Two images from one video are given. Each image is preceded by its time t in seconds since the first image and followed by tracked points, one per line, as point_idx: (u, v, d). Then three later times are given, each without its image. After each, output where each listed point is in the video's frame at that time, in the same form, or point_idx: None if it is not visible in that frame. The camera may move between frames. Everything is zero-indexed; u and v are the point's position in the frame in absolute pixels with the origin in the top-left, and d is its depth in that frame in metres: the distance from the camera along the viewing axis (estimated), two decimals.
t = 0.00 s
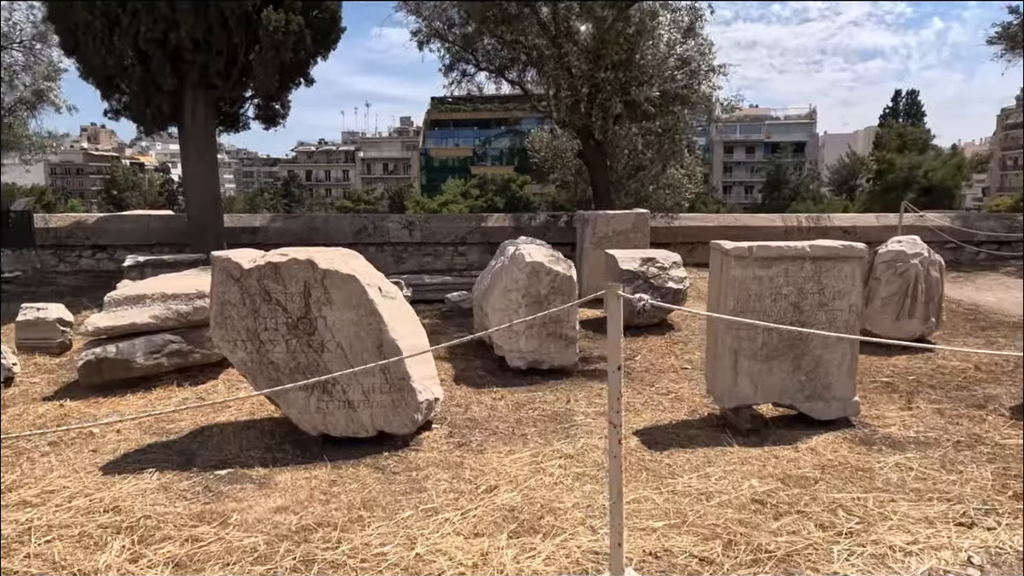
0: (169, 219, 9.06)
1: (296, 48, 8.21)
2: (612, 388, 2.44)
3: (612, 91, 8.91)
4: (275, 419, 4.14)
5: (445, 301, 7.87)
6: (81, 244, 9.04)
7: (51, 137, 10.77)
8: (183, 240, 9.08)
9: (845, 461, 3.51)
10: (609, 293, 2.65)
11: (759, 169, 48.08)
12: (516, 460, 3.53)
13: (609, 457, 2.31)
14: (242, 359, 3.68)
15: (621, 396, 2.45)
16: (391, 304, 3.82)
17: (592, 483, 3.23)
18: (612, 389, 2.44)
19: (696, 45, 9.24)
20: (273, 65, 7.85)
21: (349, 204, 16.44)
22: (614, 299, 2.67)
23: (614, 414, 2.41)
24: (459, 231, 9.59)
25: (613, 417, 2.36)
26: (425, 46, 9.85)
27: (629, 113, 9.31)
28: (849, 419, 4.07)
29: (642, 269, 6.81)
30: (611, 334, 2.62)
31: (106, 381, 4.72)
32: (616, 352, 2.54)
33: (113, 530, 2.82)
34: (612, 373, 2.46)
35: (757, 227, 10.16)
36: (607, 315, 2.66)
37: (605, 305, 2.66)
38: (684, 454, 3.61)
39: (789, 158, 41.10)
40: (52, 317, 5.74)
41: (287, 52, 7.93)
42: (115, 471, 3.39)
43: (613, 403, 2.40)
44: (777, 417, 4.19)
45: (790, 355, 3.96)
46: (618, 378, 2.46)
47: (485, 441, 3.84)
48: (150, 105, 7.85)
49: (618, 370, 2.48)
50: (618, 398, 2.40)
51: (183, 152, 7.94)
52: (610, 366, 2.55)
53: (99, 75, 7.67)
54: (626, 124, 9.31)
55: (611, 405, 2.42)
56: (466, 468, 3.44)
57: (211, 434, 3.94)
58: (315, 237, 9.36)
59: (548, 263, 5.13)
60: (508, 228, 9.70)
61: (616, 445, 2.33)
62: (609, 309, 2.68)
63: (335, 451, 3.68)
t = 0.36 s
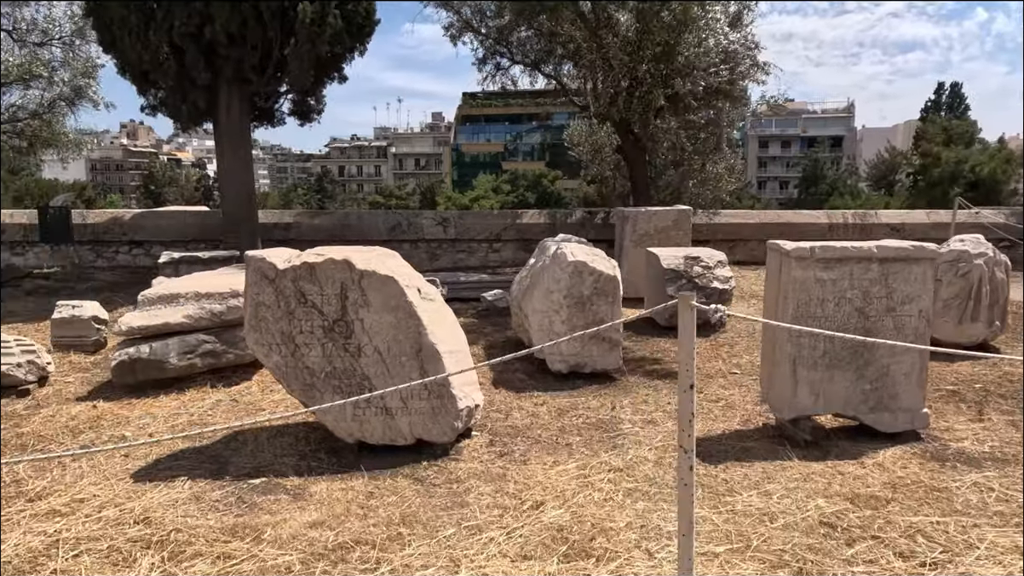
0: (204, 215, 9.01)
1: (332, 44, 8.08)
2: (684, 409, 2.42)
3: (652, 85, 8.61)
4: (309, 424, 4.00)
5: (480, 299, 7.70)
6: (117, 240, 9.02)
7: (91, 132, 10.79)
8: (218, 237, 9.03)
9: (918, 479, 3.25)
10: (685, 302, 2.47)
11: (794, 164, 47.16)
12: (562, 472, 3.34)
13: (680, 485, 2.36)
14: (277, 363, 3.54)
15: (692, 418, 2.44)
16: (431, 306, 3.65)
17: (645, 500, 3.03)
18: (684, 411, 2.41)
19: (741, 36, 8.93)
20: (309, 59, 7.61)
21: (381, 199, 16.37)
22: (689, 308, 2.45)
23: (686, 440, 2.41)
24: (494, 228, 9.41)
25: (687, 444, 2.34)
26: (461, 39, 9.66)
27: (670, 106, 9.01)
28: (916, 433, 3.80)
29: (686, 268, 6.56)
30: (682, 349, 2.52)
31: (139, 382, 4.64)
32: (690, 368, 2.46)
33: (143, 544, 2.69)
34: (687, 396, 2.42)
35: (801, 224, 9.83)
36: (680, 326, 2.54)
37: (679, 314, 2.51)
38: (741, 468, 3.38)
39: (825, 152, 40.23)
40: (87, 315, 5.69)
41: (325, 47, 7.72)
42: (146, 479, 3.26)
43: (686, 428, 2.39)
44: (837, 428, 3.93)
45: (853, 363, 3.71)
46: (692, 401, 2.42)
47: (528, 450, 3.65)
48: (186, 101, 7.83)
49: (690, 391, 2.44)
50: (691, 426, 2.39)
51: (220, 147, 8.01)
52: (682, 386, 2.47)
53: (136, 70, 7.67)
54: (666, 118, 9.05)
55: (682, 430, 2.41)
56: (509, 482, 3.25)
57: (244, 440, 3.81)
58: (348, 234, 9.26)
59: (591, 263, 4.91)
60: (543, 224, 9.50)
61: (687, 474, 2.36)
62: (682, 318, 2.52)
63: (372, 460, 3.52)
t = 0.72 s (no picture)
0: (242, 208, 8.93)
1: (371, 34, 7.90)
2: (775, 432, 2.29)
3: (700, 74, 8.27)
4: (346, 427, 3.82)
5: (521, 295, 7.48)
6: (157, 233, 8.99)
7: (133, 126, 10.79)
8: (256, 230, 8.94)
9: (1010, 501, 2.94)
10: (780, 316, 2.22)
11: (838, 156, 45.93)
12: (615, 486, 3.10)
13: (770, 520, 2.28)
14: (312, 364, 3.37)
15: (783, 439, 2.31)
16: (475, 305, 3.43)
17: (707, 519, 2.79)
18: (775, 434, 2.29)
19: (795, 22, 8.52)
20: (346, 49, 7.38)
21: (418, 192, 16.24)
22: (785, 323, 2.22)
23: (776, 469, 2.30)
24: (534, 221, 9.17)
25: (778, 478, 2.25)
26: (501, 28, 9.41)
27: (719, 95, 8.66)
28: (1001, 447, 3.48)
29: (737, 264, 6.25)
30: (774, 362, 2.29)
31: (173, 379, 4.51)
32: (782, 386, 2.26)
33: (171, 559, 2.53)
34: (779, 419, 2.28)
35: (855, 218, 9.39)
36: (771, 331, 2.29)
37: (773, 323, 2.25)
38: (811, 484, 3.11)
39: (871, 144, 39.07)
40: (123, 309, 5.60)
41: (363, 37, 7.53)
42: (176, 485, 3.11)
43: (776, 456, 2.28)
44: (912, 440, 3.61)
45: (931, 371, 3.40)
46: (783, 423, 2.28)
47: (576, 460, 3.42)
48: (224, 93, 7.74)
49: (782, 413, 2.29)
50: (782, 453, 2.27)
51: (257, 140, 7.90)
52: (772, 404, 2.30)
53: (175, 62, 7.60)
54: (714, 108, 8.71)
55: (773, 458, 2.30)
56: (558, 495, 3.03)
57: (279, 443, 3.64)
58: (386, 227, 9.10)
59: (640, 259, 4.65)
60: (585, 218, 9.22)
61: (777, 506, 2.27)
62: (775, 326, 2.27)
63: (411, 467, 3.33)
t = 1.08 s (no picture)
0: (287, 204, 8.89)
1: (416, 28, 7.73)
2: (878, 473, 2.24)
3: (757, 66, 7.93)
4: (386, 434, 3.66)
5: (567, 294, 7.26)
6: (204, 228, 9.00)
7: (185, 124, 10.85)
8: (300, 226, 8.90)
9: None
10: (886, 335, 2.18)
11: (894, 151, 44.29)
12: (670, 507, 2.87)
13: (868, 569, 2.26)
14: (350, 370, 3.21)
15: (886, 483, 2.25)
16: (521, 308, 3.23)
17: (773, 548, 2.55)
18: (877, 478, 2.24)
19: (857, 10, 8.10)
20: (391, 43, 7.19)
21: (462, 188, 16.11)
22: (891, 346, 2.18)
23: (878, 516, 2.26)
24: (580, 218, 8.93)
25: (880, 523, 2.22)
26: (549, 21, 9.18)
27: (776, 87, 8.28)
28: None
29: (796, 265, 5.91)
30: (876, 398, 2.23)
31: (212, 379, 4.42)
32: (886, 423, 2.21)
33: None
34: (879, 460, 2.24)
35: (920, 216, 8.90)
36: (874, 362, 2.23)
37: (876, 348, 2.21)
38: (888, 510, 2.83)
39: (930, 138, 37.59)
40: (166, 306, 5.55)
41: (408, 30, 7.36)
42: (209, 494, 2.98)
43: (878, 502, 2.24)
44: (997, 461, 3.29)
45: (1022, 386, 3.07)
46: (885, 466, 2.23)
47: (628, 476, 3.20)
48: (269, 88, 7.69)
49: (885, 452, 2.23)
50: (885, 499, 2.23)
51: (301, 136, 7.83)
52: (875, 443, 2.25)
53: (220, 58, 7.56)
54: (771, 101, 8.33)
55: (874, 504, 2.25)
56: (607, 516, 2.81)
57: (316, 449, 3.50)
58: (430, 224, 8.96)
59: (695, 259, 4.39)
60: (633, 215, 8.94)
61: (877, 559, 2.25)
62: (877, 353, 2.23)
63: (452, 480, 3.15)
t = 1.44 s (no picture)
0: (343, 197, 8.88)
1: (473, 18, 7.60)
2: None
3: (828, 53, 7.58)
4: (444, 432, 3.54)
5: (626, 291, 7.04)
6: (262, 222, 9.07)
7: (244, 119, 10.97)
8: (356, 219, 8.87)
9: None
10: None
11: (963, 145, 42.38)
12: (750, 521, 2.67)
13: None
14: (409, 367, 3.09)
15: None
16: (588, 305, 3.05)
17: (869, 571, 2.33)
18: None
19: None
20: (448, 34, 7.09)
21: (514, 183, 15.95)
22: None
23: None
24: (638, 212, 8.69)
25: None
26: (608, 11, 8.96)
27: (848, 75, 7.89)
28: None
29: (873, 262, 5.59)
30: None
31: (269, 373, 4.37)
32: None
33: None
34: None
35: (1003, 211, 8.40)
36: None
37: None
38: (994, 532, 2.58)
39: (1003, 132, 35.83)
40: (225, 298, 5.55)
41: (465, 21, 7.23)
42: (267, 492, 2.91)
43: None
44: None
45: None
46: None
47: (701, 485, 3.01)
48: (327, 82, 7.64)
49: None
50: None
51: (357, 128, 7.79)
52: None
53: (279, 52, 7.56)
54: (842, 90, 7.95)
55: None
56: (682, 529, 2.63)
57: (373, 447, 3.40)
58: (485, 218, 8.84)
59: (769, 255, 4.16)
60: (693, 209, 8.65)
61: None
62: None
63: (513, 485, 3.01)
